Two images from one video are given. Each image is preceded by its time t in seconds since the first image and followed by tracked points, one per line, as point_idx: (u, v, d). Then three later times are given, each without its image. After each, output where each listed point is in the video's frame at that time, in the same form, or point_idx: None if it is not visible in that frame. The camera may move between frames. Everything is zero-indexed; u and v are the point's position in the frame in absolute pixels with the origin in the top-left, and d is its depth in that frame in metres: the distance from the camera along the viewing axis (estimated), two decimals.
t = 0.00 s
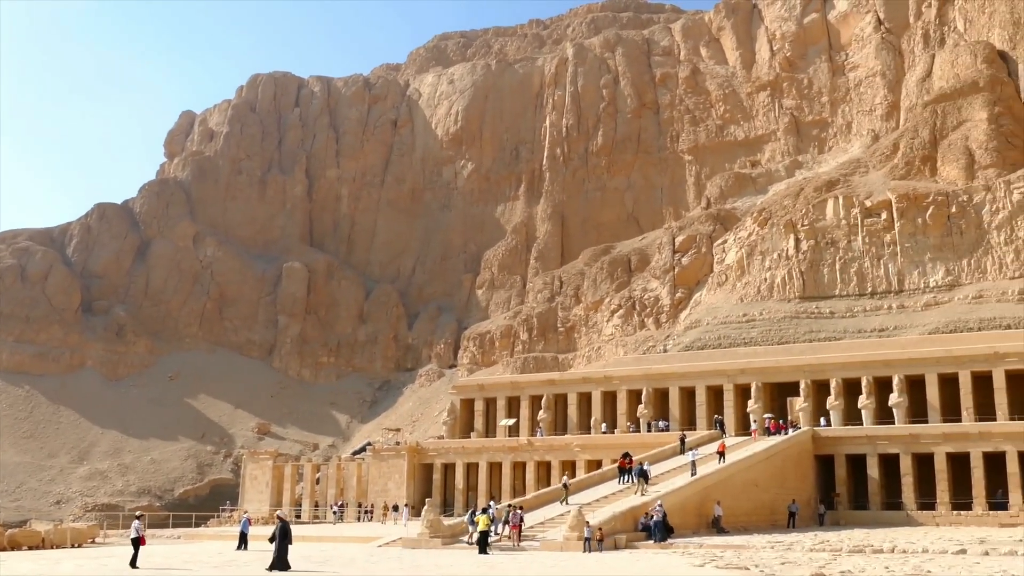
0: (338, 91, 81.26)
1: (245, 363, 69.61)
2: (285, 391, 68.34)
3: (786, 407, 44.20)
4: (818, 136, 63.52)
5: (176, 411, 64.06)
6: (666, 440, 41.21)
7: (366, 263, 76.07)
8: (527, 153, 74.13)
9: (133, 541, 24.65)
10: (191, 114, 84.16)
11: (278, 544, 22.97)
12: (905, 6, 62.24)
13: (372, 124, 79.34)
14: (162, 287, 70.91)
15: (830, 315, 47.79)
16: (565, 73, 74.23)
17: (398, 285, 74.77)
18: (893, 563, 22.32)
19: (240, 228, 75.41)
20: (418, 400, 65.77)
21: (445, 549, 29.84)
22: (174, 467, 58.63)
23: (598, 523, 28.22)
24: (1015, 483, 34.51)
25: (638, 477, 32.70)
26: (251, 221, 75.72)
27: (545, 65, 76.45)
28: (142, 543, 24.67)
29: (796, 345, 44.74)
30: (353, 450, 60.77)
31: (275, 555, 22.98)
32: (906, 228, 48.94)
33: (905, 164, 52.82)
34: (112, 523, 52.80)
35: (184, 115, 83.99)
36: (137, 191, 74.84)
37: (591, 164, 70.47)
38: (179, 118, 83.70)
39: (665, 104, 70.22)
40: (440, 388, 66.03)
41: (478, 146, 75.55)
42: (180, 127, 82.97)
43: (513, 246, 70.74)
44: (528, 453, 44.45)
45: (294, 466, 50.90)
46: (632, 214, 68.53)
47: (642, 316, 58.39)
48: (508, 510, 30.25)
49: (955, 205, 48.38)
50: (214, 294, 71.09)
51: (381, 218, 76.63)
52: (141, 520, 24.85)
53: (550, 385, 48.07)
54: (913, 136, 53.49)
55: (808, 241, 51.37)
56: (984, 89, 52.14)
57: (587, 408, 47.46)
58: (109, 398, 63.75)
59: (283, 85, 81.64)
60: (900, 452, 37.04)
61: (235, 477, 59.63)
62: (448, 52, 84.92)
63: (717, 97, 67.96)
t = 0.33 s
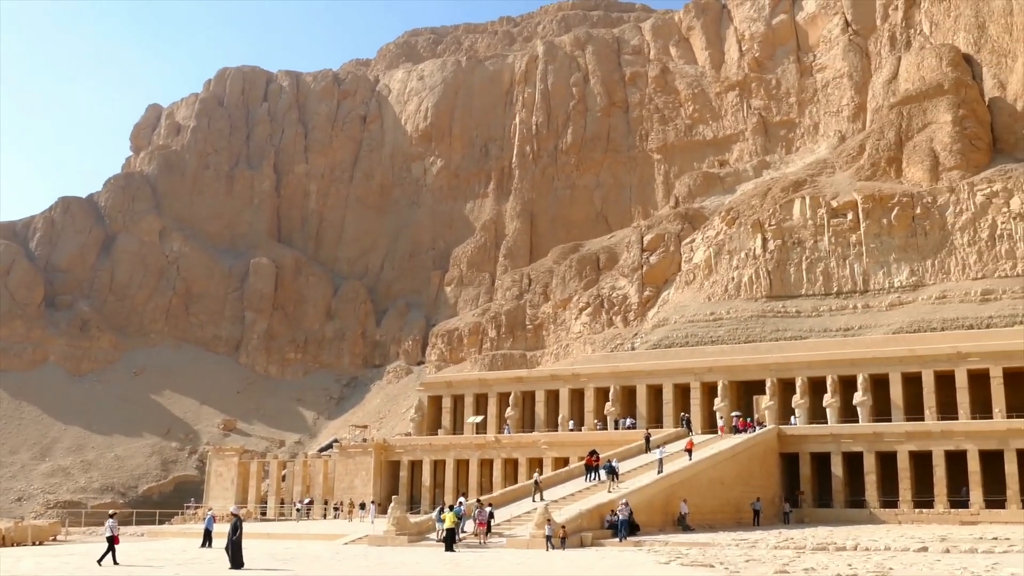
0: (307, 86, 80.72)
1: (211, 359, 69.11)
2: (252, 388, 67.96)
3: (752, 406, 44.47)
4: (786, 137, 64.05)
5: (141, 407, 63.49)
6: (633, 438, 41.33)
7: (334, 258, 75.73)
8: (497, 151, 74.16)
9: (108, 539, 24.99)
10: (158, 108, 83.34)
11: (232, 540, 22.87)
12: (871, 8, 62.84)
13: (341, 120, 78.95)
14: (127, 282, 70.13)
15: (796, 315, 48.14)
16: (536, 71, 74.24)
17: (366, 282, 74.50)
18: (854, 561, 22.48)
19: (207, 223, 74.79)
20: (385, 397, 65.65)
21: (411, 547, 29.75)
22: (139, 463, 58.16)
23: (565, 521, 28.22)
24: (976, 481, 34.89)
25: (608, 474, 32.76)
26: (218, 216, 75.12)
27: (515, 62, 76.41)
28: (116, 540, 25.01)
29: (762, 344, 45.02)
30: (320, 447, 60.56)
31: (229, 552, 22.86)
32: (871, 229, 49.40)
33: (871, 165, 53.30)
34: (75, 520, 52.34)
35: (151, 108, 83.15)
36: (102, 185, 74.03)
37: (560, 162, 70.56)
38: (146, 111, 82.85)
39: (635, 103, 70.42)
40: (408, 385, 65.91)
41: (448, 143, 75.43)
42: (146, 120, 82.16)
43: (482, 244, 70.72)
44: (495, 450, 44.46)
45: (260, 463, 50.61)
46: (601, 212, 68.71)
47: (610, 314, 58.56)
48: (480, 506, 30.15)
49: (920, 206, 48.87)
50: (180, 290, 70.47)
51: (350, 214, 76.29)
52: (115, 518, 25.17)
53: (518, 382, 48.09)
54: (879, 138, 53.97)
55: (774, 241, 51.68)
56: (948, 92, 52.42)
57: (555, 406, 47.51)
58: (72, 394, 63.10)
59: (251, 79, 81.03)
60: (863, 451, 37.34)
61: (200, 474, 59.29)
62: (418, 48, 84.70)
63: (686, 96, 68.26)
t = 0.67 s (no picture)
0: (276, 81, 80.18)
1: (177, 355, 68.56)
2: (218, 384, 67.49)
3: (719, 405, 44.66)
4: (754, 137, 64.54)
5: (105, 403, 62.85)
6: (600, 436, 41.40)
7: (302, 254, 75.35)
8: (467, 148, 74.08)
9: (82, 535, 24.89)
10: (124, 100, 82.50)
11: (186, 536, 22.61)
12: (840, 10, 63.36)
13: (310, 115, 78.52)
14: (92, 276, 69.16)
15: (764, 314, 48.47)
16: (506, 68, 74.21)
17: (334, 279, 74.18)
18: (818, 558, 22.62)
19: (174, 218, 74.11)
20: (353, 394, 65.46)
21: (377, 545, 29.62)
22: (103, 460, 57.65)
23: (531, 518, 28.14)
24: (938, 479, 35.24)
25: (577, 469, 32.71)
26: (185, 211, 74.47)
27: (486, 59, 76.34)
28: (91, 536, 24.94)
29: (729, 343, 45.25)
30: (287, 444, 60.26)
31: (183, 547, 22.58)
32: (838, 229, 49.80)
33: (838, 165, 53.74)
34: (37, 517, 51.78)
35: (118, 101, 82.29)
36: (67, 178, 73.12)
37: (530, 159, 70.59)
38: (112, 104, 81.98)
39: (605, 101, 70.58)
40: (376, 382, 65.74)
41: (418, 139, 75.23)
42: (112, 113, 81.30)
43: (451, 241, 70.61)
44: (463, 448, 44.41)
45: (226, 460, 50.22)
46: (570, 211, 68.87)
47: (579, 312, 58.66)
48: (450, 505, 30.09)
49: (886, 207, 49.33)
50: (146, 285, 69.79)
51: (319, 210, 75.88)
52: (90, 513, 25.08)
53: (486, 379, 48.00)
54: (846, 139, 54.42)
55: (742, 240, 51.96)
56: (915, 93, 53.12)
57: (523, 404, 47.50)
58: (35, 389, 62.34)
59: (220, 73, 80.38)
60: (828, 449, 37.61)
61: (165, 471, 58.86)
62: (388, 44, 84.37)
63: (656, 95, 68.52)
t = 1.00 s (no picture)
0: (246, 75, 79.56)
1: (144, 352, 67.92)
2: (185, 381, 66.94)
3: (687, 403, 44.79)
4: (725, 137, 64.93)
5: (70, 400, 62.15)
6: (569, 433, 41.42)
7: (271, 250, 74.88)
8: (438, 145, 73.95)
9: (59, 533, 24.58)
10: (91, 93, 81.57)
11: (138, 534, 22.40)
12: (809, 11, 63.88)
13: (280, 110, 78.00)
14: (57, 271, 68.42)
15: (733, 312, 48.74)
16: (478, 65, 74.10)
17: (304, 275, 73.78)
18: (785, 555, 22.75)
19: (142, 213, 73.39)
20: (322, 391, 65.17)
21: (345, 543, 29.40)
22: (66, 457, 57.09)
23: (500, 517, 28.00)
24: (903, 477, 35.54)
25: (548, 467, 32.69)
26: (153, 206, 73.78)
27: (457, 56, 76.23)
28: (69, 534, 24.63)
29: (698, 341, 45.42)
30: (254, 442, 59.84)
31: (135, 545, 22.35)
32: (807, 229, 50.16)
33: (807, 166, 54.11)
34: None
35: (84, 94, 81.36)
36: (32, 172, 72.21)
37: (501, 157, 70.53)
38: (79, 97, 81.05)
39: (577, 100, 70.69)
40: (345, 379, 65.46)
41: (389, 135, 74.95)
42: (79, 106, 80.36)
43: (422, 238, 70.39)
44: (432, 445, 44.27)
45: (192, 457, 49.76)
46: (541, 209, 68.96)
47: (549, 310, 58.70)
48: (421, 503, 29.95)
49: (854, 208, 49.72)
50: (113, 280, 69.01)
51: (288, 206, 75.40)
52: (66, 510, 24.81)
53: (455, 377, 47.86)
54: (816, 139, 54.83)
55: (712, 240, 52.17)
56: (883, 95, 53.66)
57: (493, 401, 47.41)
58: None
59: (189, 66, 79.61)
60: (796, 447, 37.83)
61: (131, 468, 58.30)
62: (360, 40, 83.91)
63: (628, 95, 68.72)
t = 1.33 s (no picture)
0: (218, 70, 78.89)
1: (112, 349, 67.24)
2: (154, 378, 66.35)
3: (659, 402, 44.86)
4: (697, 137, 65.17)
5: (36, 397, 61.41)
6: (541, 431, 41.41)
7: (242, 247, 74.35)
8: (411, 142, 73.77)
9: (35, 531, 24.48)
10: (60, 87, 80.60)
11: (96, 538, 21.95)
12: (781, 12, 64.31)
13: (252, 106, 77.41)
14: (24, 267, 67.56)
15: (705, 312, 48.94)
16: (452, 63, 73.94)
17: (275, 272, 73.32)
18: (754, 553, 22.82)
19: (110, 208, 72.57)
20: (293, 389, 64.81)
21: (315, 542, 29.18)
22: (32, 455, 56.47)
23: (472, 516, 27.86)
24: (872, 476, 35.78)
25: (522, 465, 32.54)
26: (122, 201, 72.98)
27: (431, 54, 76.06)
28: (44, 533, 24.54)
29: (670, 340, 45.52)
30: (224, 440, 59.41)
31: (92, 548, 21.94)
32: (778, 229, 50.42)
33: (779, 166, 54.41)
34: None
35: (53, 88, 80.39)
36: None
37: (474, 155, 70.40)
38: (47, 91, 80.07)
39: (550, 98, 70.72)
40: (316, 377, 65.12)
41: (361, 132, 74.66)
42: (47, 100, 79.39)
43: (394, 236, 70.11)
44: (403, 444, 44.10)
45: (161, 455, 49.29)
46: (514, 208, 68.98)
47: (522, 309, 58.69)
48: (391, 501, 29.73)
49: (824, 208, 50.04)
50: (80, 276, 68.10)
51: (260, 202, 74.86)
52: (43, 509, 24.75)
53: (427, 375, 47.69)
54: (787, 140, 55.16)
55: (684, 239, 52.31)
56: (854, 96, 54.05)
57: (465, 399, 47.29)
58: None
59: (160, 61, 78.80)
60: (766, 446, 38.00)
61: (98, 466, 57.69)
62: (333, 36, 83.43)
63: (601, 93, 68.82)
